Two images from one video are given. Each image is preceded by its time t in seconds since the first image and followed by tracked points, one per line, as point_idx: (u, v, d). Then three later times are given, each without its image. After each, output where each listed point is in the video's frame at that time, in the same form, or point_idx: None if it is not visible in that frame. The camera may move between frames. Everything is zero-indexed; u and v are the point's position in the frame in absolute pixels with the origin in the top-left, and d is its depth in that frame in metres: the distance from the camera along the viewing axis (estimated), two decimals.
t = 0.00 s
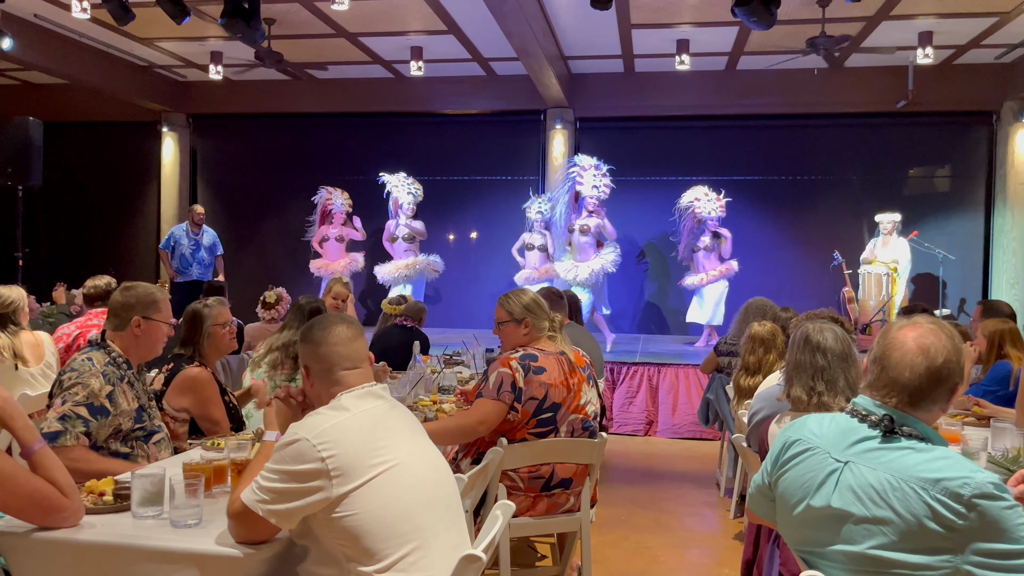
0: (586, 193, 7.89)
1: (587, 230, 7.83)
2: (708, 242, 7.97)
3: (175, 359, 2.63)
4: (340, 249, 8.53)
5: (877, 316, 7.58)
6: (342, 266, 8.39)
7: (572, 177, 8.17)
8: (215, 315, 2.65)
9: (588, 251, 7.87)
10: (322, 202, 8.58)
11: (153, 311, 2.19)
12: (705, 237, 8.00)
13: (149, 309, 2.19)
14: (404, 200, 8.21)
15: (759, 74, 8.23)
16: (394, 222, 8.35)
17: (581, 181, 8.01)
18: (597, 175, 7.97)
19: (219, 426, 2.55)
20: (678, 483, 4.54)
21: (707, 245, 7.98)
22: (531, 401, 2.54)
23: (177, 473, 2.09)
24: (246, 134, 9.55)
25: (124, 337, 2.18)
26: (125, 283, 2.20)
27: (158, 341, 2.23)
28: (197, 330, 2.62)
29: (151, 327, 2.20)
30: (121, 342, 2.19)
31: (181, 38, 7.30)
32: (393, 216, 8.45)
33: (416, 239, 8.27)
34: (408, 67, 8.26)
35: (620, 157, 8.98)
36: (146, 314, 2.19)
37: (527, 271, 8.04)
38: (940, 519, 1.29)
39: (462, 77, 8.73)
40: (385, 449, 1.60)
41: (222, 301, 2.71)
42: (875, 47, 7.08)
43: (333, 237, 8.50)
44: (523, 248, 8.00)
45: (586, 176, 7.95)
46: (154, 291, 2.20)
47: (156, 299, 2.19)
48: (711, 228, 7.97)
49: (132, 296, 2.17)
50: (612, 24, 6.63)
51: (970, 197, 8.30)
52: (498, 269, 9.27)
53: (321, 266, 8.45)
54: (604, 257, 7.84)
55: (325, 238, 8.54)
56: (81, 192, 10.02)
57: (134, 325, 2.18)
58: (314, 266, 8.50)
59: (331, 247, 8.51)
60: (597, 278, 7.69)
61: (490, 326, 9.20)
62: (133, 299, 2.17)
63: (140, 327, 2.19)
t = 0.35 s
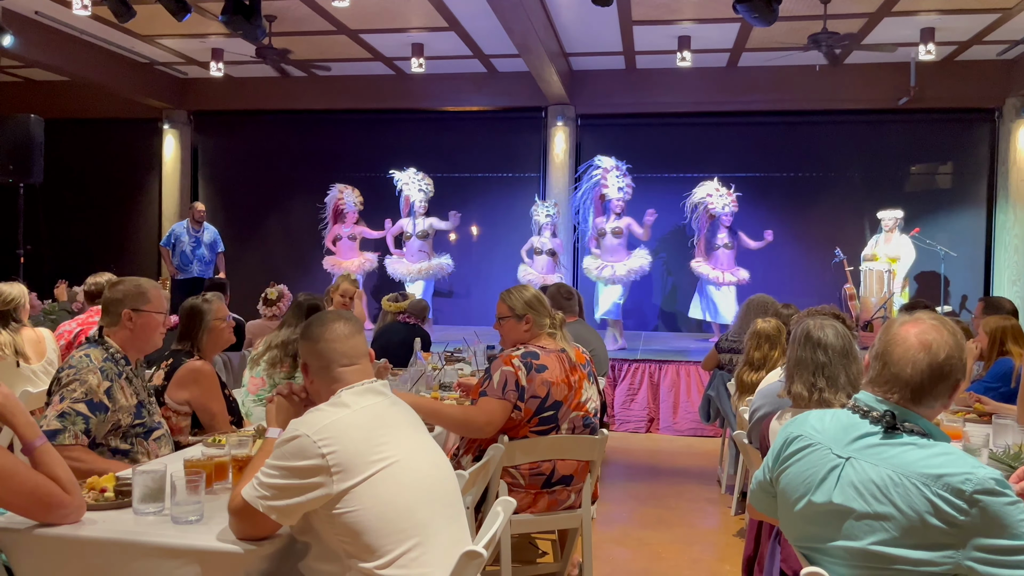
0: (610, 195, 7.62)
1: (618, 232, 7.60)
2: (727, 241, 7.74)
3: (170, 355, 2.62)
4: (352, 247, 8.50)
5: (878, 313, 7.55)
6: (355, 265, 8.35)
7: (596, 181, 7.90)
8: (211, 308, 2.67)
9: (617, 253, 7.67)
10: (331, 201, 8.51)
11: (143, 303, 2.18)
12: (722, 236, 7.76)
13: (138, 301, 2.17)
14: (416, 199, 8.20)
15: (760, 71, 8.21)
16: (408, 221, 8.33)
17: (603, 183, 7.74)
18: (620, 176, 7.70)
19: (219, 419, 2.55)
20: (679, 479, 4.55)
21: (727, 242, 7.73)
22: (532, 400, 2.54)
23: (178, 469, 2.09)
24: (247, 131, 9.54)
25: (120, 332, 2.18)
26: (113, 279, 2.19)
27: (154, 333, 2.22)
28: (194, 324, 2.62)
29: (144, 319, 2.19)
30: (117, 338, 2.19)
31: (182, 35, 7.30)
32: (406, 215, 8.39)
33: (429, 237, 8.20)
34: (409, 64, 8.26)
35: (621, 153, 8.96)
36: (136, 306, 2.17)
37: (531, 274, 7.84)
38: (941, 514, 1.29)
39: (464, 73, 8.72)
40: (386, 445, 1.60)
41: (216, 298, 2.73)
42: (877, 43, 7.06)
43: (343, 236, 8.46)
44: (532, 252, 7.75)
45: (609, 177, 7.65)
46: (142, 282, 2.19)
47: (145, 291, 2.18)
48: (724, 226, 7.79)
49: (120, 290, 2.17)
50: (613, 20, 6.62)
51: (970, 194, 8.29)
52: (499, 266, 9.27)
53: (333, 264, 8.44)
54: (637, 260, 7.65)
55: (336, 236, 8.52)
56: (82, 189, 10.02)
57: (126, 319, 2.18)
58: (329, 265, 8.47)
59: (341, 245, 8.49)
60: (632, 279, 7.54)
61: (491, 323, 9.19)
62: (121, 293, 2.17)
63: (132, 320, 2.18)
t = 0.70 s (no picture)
0: (630, 191, 7.57)
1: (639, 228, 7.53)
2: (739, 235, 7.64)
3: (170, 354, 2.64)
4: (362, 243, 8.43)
5: (879, 310, 7.54)
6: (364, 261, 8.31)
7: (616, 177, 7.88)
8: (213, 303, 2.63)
9: (639, 249, 7.62)
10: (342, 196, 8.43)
11: (136, 297, 2.17)
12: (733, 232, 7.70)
13: (131, 295, 2.16)
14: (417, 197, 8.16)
15: (762, 67, 8.20)
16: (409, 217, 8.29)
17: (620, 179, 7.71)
18: (638, 172, 7.64)
19: (222, 414, 2.54)
20: (680, 476, 4.55)
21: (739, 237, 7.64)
22: (531, 397, 2.54)
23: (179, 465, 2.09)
24: (248, 128, 9.54)
25: (116, 329, 2.17)
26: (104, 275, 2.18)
27: (150, 326, 2.21)
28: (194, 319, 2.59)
29: (139, 313, 2.18)
30: (113, 334, 2.18)
31: (182, 31, 7.29)
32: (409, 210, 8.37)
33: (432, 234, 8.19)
34: (409, 60, 8.25)
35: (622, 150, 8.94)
36: (129, 301, 2.16)
37: (541, 263, 7.81)
38: (942, 510, 1.28)
39: (464, 70, 8.71)
40: (386, 441, 1.60)
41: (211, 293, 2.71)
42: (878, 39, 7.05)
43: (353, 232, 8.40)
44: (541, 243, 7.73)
45: (628, 173, 7.61)
46: (134, 277, 2.18)
47: (137, 285, 2.16)
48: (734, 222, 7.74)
49: (112, 286, 2.16)
50: (614, 16, 6.61)
51: (972, 191, 8.28)
52: (499, 263, 9.26)
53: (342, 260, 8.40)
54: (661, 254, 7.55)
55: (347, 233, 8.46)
56: (82, 186, 10.02)
57: (122, 315, 2.17)
58: (338, 262, 8.43)
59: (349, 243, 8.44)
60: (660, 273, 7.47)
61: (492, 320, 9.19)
62: (113, 289, 2.15)
63: (126, 315, 2.17)
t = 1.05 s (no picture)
0: (640, 187, 7.60)
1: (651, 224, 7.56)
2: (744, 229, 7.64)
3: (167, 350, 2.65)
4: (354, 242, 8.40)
5: (879, 306, 7.52)
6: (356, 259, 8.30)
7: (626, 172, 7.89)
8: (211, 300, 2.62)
9: (648, 245, 7.62)
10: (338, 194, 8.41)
11: (137, 294, 2.16)
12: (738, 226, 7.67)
13: (134, 293, 2.16)
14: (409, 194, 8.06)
15: (762, 64, 8.19)
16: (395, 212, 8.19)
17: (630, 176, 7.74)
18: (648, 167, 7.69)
19: (219, 411, 2.54)
20: (680, 472, 4.55)
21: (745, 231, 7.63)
22: (526, 391, 2.54)
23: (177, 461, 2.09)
24: (247, 125, 9.53)
25: (114, 326, 2.16)
26: (100, 272, 2.15)
27: (148, 321, 2.21)
28: (193, 316, 2.59)
29: (142, 312, 2.18)
30: (111, 331, 2.16)
31: (181, 27, 7.28)
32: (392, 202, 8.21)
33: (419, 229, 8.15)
34: (409, 56, 8.23)
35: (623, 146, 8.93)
36: (132, 299, 2.16)
37: (546, 258, 7.80)
38: (939, 505, 1.28)
39: (464, 66, 8.69)
40: (383, 436, 1.59)
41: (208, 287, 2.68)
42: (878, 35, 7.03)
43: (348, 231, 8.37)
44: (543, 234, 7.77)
45: (639, 169, 7.64)
46: (134, 273, 2.17)
47: (137, 282, 2.16)
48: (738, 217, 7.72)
49: (113, 284, 2.14)
50: (614, 12, 6.59)
51: (972, 187, 8.26)
52: (499, 259, 9.25)
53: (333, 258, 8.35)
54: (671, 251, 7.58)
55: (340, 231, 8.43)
56: (81, 182, 10.01)
57: (124, 312, 2.16)
58: (329, 259, 8.38)
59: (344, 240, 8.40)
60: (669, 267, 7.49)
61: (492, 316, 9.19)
62: (115, 287, 2.14)
63: (130, 313, 2.16)
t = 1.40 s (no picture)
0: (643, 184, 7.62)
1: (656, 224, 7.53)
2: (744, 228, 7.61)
3: (167, 350, 2.61)
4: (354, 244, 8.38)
5: (878, 303, 7.52)
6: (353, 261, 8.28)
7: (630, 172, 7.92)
8: (212, 297, 2.61)
9: (652, 246, 7.56)
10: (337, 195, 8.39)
11: (131, 288, 2.16)
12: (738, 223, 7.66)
13: (128, 287, 2.16)
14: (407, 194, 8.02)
15: (762, 60, 8.18)
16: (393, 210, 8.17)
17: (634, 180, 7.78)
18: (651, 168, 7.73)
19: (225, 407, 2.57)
20: (680, 468, 4.55)
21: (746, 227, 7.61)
22: (525, 387, 2.54)
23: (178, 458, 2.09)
24: (246, 121, 9.52)
25: (111, 322, 2.15)
26: (92, 270, 2.14)
27: (144, 314, 2.22)
28: (195, 313, 2.58)
29: (137, 304, 2.19)
30: (109, 326, 2.15)
31: (181, 24, 7.28)
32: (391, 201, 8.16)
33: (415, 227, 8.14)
34: (408, 53, 8.23)
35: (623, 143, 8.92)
36: (127, 292, 2.16)
37: (539, 252, 7.75)
38: (939, 502, 1.28)
39: (464, 63, 8.68)
40: (383, 433, 1.59)
41: (212, 288, 2.69)
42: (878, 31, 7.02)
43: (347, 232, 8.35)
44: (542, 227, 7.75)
45: (642, 170, 7.67)
46: (124, 267, 2.18)
47: (129, 275, 2.17)
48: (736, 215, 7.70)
49: (106, 279, 2.13)
50: (614, 9, 6.59)
51: (972, 183, 8.25)
52: (499, 256, 9.24)
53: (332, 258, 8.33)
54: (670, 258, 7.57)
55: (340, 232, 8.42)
56: (81, 178, 10.01)
57: (122, 306, 2.16)
58: (327, 260, 8.36)
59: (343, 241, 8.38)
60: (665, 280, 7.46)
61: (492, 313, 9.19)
62: (107, 282, 2.13)
63: (127, 306, 2.17)
